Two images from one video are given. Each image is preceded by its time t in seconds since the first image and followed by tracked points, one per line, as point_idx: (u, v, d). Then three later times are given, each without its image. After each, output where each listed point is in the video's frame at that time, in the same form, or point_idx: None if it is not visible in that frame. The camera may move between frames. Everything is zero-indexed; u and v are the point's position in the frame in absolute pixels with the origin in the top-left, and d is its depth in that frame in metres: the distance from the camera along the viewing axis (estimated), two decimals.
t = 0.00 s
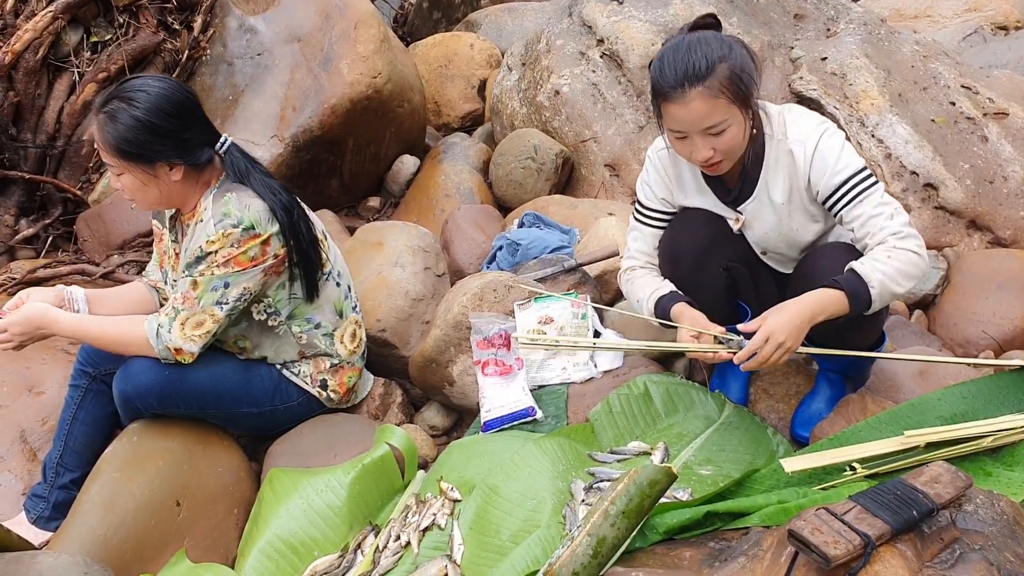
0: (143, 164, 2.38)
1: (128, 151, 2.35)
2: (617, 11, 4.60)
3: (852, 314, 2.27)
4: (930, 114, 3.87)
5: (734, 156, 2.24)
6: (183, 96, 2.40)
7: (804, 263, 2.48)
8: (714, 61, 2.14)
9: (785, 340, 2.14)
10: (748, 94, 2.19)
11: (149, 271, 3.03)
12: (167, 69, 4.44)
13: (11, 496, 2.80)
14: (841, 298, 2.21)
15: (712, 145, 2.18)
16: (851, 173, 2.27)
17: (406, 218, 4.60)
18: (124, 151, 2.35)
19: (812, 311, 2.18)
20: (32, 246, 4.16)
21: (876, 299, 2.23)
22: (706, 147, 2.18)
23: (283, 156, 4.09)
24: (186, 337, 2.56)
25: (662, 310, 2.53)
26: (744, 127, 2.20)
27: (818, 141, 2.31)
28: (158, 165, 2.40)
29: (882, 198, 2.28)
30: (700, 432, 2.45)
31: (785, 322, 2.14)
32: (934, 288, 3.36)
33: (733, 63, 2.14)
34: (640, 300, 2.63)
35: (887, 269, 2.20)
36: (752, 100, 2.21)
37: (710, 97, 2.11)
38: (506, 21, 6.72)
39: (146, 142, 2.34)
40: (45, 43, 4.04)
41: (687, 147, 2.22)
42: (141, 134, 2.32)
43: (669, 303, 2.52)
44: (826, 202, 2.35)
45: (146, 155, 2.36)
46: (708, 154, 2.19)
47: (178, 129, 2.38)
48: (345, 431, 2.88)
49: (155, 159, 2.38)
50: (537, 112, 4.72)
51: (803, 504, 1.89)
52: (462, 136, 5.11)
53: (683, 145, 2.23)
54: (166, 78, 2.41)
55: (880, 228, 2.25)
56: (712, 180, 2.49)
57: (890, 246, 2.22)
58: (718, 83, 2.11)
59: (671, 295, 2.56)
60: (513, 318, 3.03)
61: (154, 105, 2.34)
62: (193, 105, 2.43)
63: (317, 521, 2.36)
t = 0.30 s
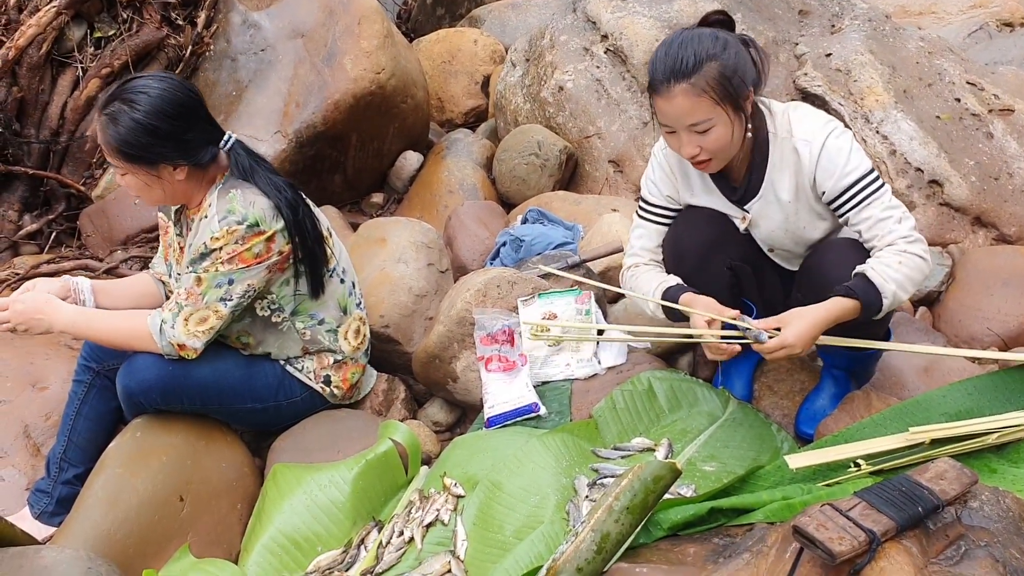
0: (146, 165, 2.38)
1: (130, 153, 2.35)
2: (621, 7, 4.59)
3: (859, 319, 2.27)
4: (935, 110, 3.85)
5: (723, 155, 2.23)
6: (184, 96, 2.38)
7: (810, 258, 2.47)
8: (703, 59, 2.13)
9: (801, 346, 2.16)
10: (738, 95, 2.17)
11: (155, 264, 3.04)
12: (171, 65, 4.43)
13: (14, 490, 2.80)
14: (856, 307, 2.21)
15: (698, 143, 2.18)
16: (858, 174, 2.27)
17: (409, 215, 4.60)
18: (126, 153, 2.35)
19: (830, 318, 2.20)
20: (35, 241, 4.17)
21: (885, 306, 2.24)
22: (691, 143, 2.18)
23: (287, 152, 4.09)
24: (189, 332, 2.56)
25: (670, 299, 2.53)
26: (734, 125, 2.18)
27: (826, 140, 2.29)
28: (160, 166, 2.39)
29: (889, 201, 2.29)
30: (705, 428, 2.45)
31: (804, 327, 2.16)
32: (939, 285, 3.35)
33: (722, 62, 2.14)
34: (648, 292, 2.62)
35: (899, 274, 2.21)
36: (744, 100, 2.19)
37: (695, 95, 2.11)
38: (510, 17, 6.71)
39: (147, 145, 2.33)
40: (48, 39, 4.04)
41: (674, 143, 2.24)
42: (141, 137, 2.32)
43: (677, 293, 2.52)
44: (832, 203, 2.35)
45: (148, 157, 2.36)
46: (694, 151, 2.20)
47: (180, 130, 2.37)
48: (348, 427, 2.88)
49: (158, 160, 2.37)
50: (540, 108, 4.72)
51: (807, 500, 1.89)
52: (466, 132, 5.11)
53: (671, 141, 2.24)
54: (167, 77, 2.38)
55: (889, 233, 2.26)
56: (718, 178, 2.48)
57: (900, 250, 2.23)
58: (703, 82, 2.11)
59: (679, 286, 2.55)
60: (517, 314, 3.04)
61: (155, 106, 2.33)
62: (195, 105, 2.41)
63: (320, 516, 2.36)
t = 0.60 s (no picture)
0: (148, 164, 2.38)
1: (131, 152, 2.35)
2: (627, 4, 4.59)
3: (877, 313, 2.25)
4: (941, 107, 3.85)
5: (727, 157, 2.23)
6: (183, 94, 2.37)
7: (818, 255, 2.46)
8: (706, 61, 2.13)
9: (826, 338, 2.13)
10: (742, 97, 2.17)
11: (162, 260, 3.04)
12: (176, 61, 4.44)
13: (20, 485, 2.82)
14: (875, 299, 2.18)
15: (701, 144, 2.18)
16: (868, 173, 2.27)
17: (414, 211, 4.60)
18: (128, 153, 2.35)
19: (854, 310, 2.16)
20: (41, 237, 4.18)
21: (903, 299, 2.22)
22: (694, 144, 2.18)
23: (292, 148, 4.10)
24: (195, 328, 2.57)
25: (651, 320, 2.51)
26: (736, 127, 2.18)
27: (834, 139, 2.29)
28: (163, 164, 2.40)
29: (898, 200, 2.30)
30: (709, 425, 2.45)
31: (829, 318, 2.13)
32: (944, 283, 3.35)
33: (725, 62, 2.13)
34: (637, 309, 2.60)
35: (914, 270, 2.21)
36: (747, 103, 2.19)
37: (697, 96, 2.11)
38: (515, 14, 6.71)
39: (148, 144, 2.33)
40: (54, 34, 4.05)
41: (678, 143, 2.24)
42: (142, 136, 2.32)
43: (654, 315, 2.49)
44: (840, 202, 2.36)
45: (149, 156, 2.36)
46: (696, 152, 2.19)
47: (180, 128, 2.37)
48: (352, 423, 2.88)
49: (159, 159, 2.37)
50: (545, 105, 4.72)
51: (812, 497, 1.89)
52: (470, 128, 5.11)
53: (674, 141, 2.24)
54: (166, 75, 2.38)
55: (900, 230, 2.27)
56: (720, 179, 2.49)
57: (913, 246, 2.23)
58: (706, 83, 2.11)
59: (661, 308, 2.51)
60: (522, 310, 3.04)
61: (154, 105, 2.32)
62: (194, 102, 2.41)
63: (325, 511, 2.37)
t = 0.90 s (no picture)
0: (155, 158, 2.39)
1: (139, 146, 2.36)
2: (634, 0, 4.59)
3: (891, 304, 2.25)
4: (948, 105, 3.84)
5: (737, 161, 2.20)
6: (190, 88, 2.38)
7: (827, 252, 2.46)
8: (721, 61, 2.11)
9: (846, 324, 2.12)
10: (756, 99, 2.15)
11: (169, 255, 3.06)
12: (183, 56, 4.45)
13: (28, 477, 2.83)
14: (891, 288, 2.18)
15: (713, 146, 2.15)
16: (880, 170, 2.28)
17: (420, 206, 4.61)
18: (136, 147, 2.36)
19: (868, 299, 2.16)
20: (49, 230, 4.20)
21: (917, 290, 2.24)
22: (705, 147, 2.15)
23: (299, 143, 4.10)
24: (202, 322, 2.58)
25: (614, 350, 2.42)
26: (748, 130, 2.16)
27: (845, 138, 2.29)
28: (171, 158, 2.40)
29: (908, 197, 2.31)
30: (715, 422, 2.46)
31: (846, 305, 2.12)
32: (951, 281, 3.35)
33: (739, 64, 2.11)
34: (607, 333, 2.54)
35: (928, 265, 2.22)
36: (759, 105, 2.17)
37: (711, 96, 2.08)
38: (522, 10, 6.70)
39: (156, 137, 2.34)
40: (62, 29, 4.06)
41: (688, 145, 2.20)
42: (150, 130, 2.32)
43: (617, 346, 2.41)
44: (849, 201, 2.36)
45: (157, 150, 2.37)
46: (707, 155, 2.16)
47: (188, 122, 2.38)
48: (359, 418, 2.90)
49: (167, 153, 2.38)
50: (552, 101, 4.72)
51: (818, 494, 1.90)
52: (477, 124, 5.11)
53: (685, 143, 2.21)
54: (173, 68, 2.39)
55: (911, 227, 2.28)
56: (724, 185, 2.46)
57: (927, 241, 2.24)
58: (720, 84, 2.09)
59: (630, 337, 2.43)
60: (528, 305, 3.07)
61: (162, 99, 2.33)
62: (201, 96, 2.42)
63: (332, 505, 2.38)
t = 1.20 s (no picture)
0: (161, 155, 2.40)
1: (144, 143, 2.36)
2: None
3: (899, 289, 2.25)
4: (953, 104, 3.83)
5: (748, 167, 2.18)
6: (196, 85, 2.39)
7: (836, 249, 2.46)
8: (734, 67, 2.09)
9: (856, 303, 2.09)
10: (768, 104, 2.13)
11: (173, 252, 3.06)
12: (189, 53, 4.46)
13: (32, 472, 2.85)
14: (899, 272, 2.19)
15: (725, 152, 2.12)
16: (889, 166, 2.30)
17: (424, 204, 4.62)
18: (142, 144, 2.37)
19: (874, 278, 2.14)
20: (54, 227, 4.21)
21: (925, 277, 2.25)
22: (718, 152, 2.12)
23: (303, 140, 4.11)
24: (206, 318, 2.59)
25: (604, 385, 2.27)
26: (760, 135, 2.14)
27: (853, 136, 2.29)
28: (176, 155, 2.41)
29: (917, 191, 2.34)
30: (717, 420, 2.46)
31: (855, 284, 2.09)
32: (955, 280, 3.35)
33: (752, 70, 2.10)
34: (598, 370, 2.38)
35: (939, 256, 2.25)
36: (771, 109, 2.15)
37: (724, 101, 2.06)
38: (527, 8, 6.70)
39: (161, 135, 2.35)
40: (68, 26, 4.07)
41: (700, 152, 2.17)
42: (155, 127, 2.33)
43: (607, 384, 2.26)
44: (858, 197, 2.38)
45: (163, 147, 2.37)
46: (720, 160, 2.13)
47: (193, 119, 2.38)
48: (363, 415, 2.90)
49: (172, 150, 2.39)
50: (557, 99, 4.72)
51: (821, 492, 1.90)
52: (481, 122, 5.11)
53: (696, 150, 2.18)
54: (179, 66, 2.40)
55: (920, 221, 2.31)
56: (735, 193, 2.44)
57: (937, 232, 2.28)
58: (734, 88, 2.07)
59: (622, 375, 2.28)
60: (531, 304, 3.05)
61: (167, 96, 2.34)
62: (207, 93, 2.42)
63: (335, 501, 2.39)
